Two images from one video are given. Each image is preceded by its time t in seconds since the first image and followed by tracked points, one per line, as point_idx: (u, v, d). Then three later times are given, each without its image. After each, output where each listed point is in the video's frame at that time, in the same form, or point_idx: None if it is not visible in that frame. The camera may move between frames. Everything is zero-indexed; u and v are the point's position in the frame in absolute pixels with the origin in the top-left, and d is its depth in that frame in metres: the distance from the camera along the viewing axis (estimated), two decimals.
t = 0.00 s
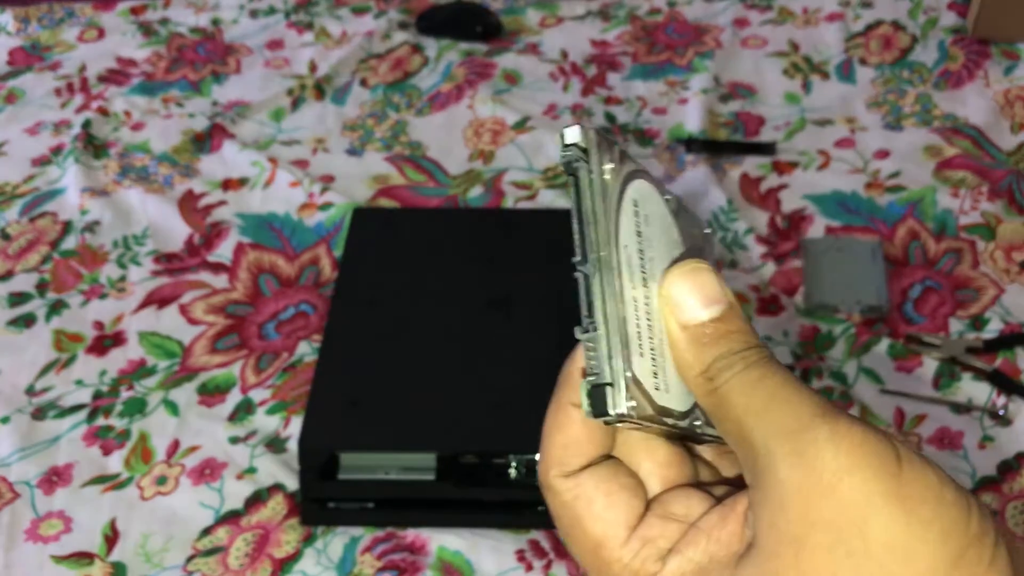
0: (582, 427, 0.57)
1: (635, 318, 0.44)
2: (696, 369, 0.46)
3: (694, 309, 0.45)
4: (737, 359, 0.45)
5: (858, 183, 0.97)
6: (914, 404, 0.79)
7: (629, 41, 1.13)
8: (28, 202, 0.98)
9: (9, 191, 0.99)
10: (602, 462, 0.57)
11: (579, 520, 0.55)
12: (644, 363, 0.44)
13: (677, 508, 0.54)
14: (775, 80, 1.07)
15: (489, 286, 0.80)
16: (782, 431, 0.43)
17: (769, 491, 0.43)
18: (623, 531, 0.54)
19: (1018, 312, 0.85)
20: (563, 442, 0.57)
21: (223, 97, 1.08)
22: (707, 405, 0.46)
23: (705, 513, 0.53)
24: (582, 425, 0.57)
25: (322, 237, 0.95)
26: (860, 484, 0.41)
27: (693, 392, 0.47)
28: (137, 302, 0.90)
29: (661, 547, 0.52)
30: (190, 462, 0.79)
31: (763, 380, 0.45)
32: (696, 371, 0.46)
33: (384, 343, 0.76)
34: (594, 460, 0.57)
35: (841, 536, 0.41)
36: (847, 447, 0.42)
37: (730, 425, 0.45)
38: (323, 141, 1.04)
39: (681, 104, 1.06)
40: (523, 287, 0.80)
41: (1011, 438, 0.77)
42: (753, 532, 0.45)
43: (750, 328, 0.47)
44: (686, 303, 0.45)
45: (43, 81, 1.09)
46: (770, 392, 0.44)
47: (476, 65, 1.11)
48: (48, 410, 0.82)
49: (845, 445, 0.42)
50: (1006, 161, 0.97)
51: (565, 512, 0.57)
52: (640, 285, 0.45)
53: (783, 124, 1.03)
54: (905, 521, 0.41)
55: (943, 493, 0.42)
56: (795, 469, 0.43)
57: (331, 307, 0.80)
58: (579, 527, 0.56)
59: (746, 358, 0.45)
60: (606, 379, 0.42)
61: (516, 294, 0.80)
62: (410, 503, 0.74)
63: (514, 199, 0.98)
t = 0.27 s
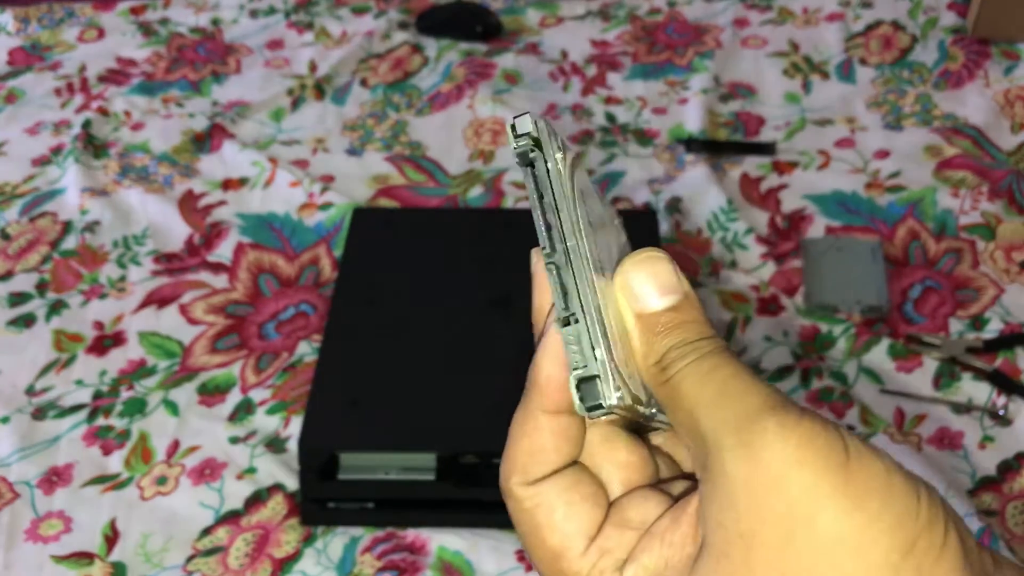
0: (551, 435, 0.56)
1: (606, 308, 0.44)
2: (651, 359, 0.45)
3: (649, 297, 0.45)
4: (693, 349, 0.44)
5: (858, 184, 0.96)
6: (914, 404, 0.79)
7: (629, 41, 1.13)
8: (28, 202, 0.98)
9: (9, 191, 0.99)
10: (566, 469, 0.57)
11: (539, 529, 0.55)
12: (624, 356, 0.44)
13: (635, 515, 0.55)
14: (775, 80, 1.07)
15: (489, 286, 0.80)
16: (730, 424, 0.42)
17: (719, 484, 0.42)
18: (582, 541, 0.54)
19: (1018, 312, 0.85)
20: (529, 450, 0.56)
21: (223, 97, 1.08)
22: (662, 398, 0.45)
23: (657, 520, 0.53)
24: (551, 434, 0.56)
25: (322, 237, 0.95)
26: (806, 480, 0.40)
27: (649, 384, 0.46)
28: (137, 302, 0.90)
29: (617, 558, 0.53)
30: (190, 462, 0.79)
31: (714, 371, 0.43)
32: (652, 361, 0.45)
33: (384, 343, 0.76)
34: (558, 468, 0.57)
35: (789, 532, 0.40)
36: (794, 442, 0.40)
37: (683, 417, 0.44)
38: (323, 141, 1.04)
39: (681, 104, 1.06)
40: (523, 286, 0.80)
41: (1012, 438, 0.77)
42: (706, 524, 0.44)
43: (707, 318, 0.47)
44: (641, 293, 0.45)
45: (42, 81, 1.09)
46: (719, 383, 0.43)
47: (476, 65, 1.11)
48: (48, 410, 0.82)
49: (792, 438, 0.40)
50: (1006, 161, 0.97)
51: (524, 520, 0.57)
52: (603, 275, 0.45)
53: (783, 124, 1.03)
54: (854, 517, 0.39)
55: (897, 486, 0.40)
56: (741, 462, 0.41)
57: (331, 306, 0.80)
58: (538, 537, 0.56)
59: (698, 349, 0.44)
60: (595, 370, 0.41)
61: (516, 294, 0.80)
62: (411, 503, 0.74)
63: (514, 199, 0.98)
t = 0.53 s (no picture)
0: (537, 457, 0.56)
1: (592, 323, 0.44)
2: (627, 371, 0.45)
3: (632, 310, 0.45)
4: (673, 361, 0.44)
5: (859, 183, 0.96)
6: (914, 404, 0.79)
7: (629, 41, 1.13)
8: (28, 202, 0.98)
9: (8, 191, 0.99)
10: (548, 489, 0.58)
11: (516, 549, 0.57)
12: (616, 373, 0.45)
13: (609, 535, 0.55)
14: (775, 80, 1.07)
15: (489, 286, 0.80)
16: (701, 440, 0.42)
17: (688, 501, 0.43)
18: (558, 563, 0.56)
19: (1018, 312, 0.85)
20: (513, 472, 0.57)
21: (223, 97, 1.08)
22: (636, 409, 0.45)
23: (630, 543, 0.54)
24: (538, 456, 0.56)
25: (322, 237, 0.95)
26: (777, 497, 0.40)
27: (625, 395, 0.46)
28: (137, 302, 0.89)
29: None
30: (190, 462, 0.79)
31: (690, 383, 0.43)
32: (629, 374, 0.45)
33: (384, 343, 0.76)
34: (541, 488, 0.58)
35: (759, 550, 0.41)
36: (765, 459, 0.40)
37: (657, 430, 0.45)
38: (323, 141, 1.04)
39: (681, 104, 1.06)
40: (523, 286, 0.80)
41: (1012, 438, 0.77)
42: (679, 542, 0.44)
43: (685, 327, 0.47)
44: (619, 302, 0.45)
45: (42, 81, 1.09)
46: (695, 395, 0.43)
47: (476, 65, 1.11)
48: (48, 410, 0.82)
49: (763, 454, 0.40)
50: (1006, 161, 0.97)
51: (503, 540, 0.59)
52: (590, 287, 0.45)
53: (783, 124, 1.03)
54: (823, 535, 0.40)
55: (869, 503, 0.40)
56: (710, 480, 0.41)
57: (331, 306, 0.80)
58: (514, 556, 0.58)
59: (674, 360, 0.44)
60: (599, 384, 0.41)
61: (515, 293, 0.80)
62: (411, 503, 0.74)
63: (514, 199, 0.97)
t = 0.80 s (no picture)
0: (536, 489, 0.63)
1: (456, 395, 0.50)
2: (587, 402, 0.49)
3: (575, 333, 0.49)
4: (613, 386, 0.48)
5: (859, 183, 0.96)
6: (915, 404, 0.79)
7: (629, 41, 1.13)
8: (27, 202, 0.98)
9: (8, 191, 0.99)
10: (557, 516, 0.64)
11: None
12: (481, 428, 0.50)
13: (623, 560, 0.60)
14: (775, 80, 1.07)
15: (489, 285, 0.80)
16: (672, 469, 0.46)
17: (666, 526, 0.47)
18: None
19: (1018, 312, 0.85)
20: (518, 504, 0.63)
21: (222, 97, 1.08)
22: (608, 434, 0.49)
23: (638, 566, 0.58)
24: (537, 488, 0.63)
25: (322, 237, 0.95)
26: (753, 516, 0.43)
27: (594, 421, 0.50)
28: (137, 302, 0.89)
29: None
30: (190, 462, 0.79)
31: (648, 409, 0.47)
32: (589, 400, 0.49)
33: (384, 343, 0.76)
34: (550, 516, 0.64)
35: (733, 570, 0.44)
36: (732, 481, 0.44)
37: (631, 455, 0.48)
38: (323, 141, 1.04)
39: (681, 104, 1.06)
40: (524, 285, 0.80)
41: (1012, 438, 0.77)
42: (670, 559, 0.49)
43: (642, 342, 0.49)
44: (566, 333, 0.49)
45: (42, 81, 1.09)
46: (658, 421, 0.46)
47: (476, 65, 1.11)
48: (48, 410, 0.82)
49: (722, 480, 0.44)
50: (1007, 161, 0.97)
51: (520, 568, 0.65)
52: (465, 358, 0.51)
53: (783, 124, 1.03)
54: (804, 542, 0.43)
55: (840, 501, 0.44)
56: (678, 507, 0.45)
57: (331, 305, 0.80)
58: None
59: (632, 382, 0.48)
60: (429, 466, 0.50)
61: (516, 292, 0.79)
62: (411, 503, 0.74)
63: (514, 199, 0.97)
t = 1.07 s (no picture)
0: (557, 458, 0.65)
1: (494, 361, 0.48)
2: (615, 382, 0.49)
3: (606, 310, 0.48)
4: (649, 358, 0.48)
5: (859, 183, 0.96)
6: (915, 405, 0.79)
7: (629, 41, 1.13)
8: (27, 202, 0.98)
9: (8, 191, 0.99)
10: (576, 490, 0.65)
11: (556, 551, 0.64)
12: (514, 398, 0.48)
13: (643, 535, 0.61)
14: (775, 80, 1.07)
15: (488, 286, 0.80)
16: (697, 448, 0.45)
17: (691, 511, 0.46)
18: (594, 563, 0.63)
19: (1018, 312, 0.85)
20: (538, 475, 0.65)
21: (222, 97, 1.08)
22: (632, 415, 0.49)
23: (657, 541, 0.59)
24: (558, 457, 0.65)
25: (321, 237, 0.95)
26: (777, 497, 0.43)
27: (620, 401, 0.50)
28: (136, 302, 0.89)
29: None
30: (189, 462, 0.79)
31: (674, 391, 0.46)
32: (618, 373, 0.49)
33: (384, 344, 0.76)
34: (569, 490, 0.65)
35: (760, 554, 0.44)
36: (757, 464, 0.44)
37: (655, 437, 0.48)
38: (323, 141, 1.04)
39: (681, 104, 1.06)
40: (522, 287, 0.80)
41: (1012, 438, 0.77)
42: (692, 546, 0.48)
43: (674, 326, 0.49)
44: (596, 313, 0.49)
45: (42, 81, 1.09)
46: (685, 401, 0.46)
47: (476, 65, 1.11)
48: (48, 411, 0.82)
49: (749, 462, 0.44)
50: (1007, 161, 0.97)
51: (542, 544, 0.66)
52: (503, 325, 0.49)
53: (783, 124, 1.03)
54: (830, 527, 0.43)
55: (866, 483, 0.44)
56: (703, 490, 0.45)
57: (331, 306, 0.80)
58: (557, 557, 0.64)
59: (659, 362, 0.47)
60: (463, 430, 0.48)
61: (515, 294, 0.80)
62: (411, 503, 0.74)
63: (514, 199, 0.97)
